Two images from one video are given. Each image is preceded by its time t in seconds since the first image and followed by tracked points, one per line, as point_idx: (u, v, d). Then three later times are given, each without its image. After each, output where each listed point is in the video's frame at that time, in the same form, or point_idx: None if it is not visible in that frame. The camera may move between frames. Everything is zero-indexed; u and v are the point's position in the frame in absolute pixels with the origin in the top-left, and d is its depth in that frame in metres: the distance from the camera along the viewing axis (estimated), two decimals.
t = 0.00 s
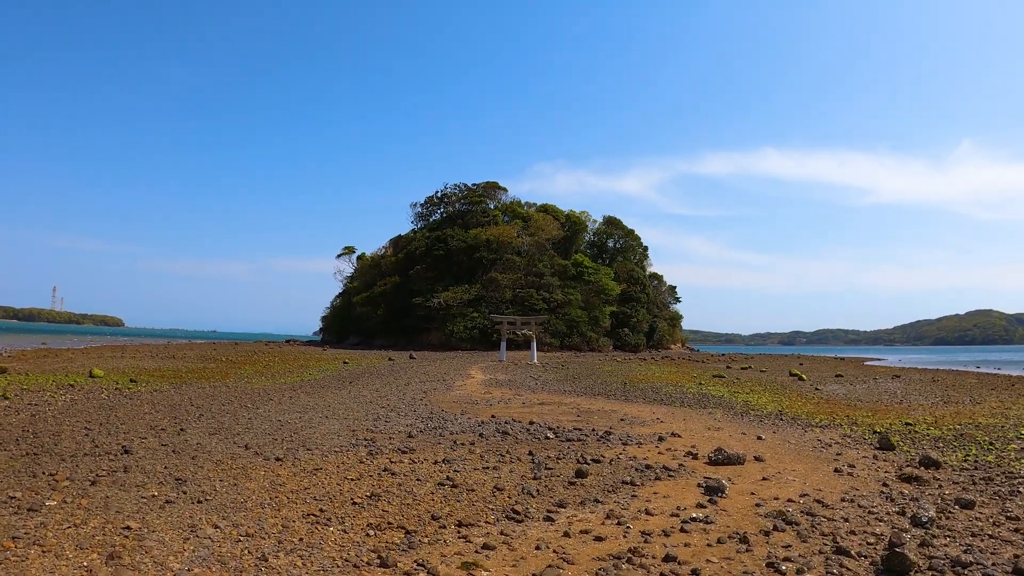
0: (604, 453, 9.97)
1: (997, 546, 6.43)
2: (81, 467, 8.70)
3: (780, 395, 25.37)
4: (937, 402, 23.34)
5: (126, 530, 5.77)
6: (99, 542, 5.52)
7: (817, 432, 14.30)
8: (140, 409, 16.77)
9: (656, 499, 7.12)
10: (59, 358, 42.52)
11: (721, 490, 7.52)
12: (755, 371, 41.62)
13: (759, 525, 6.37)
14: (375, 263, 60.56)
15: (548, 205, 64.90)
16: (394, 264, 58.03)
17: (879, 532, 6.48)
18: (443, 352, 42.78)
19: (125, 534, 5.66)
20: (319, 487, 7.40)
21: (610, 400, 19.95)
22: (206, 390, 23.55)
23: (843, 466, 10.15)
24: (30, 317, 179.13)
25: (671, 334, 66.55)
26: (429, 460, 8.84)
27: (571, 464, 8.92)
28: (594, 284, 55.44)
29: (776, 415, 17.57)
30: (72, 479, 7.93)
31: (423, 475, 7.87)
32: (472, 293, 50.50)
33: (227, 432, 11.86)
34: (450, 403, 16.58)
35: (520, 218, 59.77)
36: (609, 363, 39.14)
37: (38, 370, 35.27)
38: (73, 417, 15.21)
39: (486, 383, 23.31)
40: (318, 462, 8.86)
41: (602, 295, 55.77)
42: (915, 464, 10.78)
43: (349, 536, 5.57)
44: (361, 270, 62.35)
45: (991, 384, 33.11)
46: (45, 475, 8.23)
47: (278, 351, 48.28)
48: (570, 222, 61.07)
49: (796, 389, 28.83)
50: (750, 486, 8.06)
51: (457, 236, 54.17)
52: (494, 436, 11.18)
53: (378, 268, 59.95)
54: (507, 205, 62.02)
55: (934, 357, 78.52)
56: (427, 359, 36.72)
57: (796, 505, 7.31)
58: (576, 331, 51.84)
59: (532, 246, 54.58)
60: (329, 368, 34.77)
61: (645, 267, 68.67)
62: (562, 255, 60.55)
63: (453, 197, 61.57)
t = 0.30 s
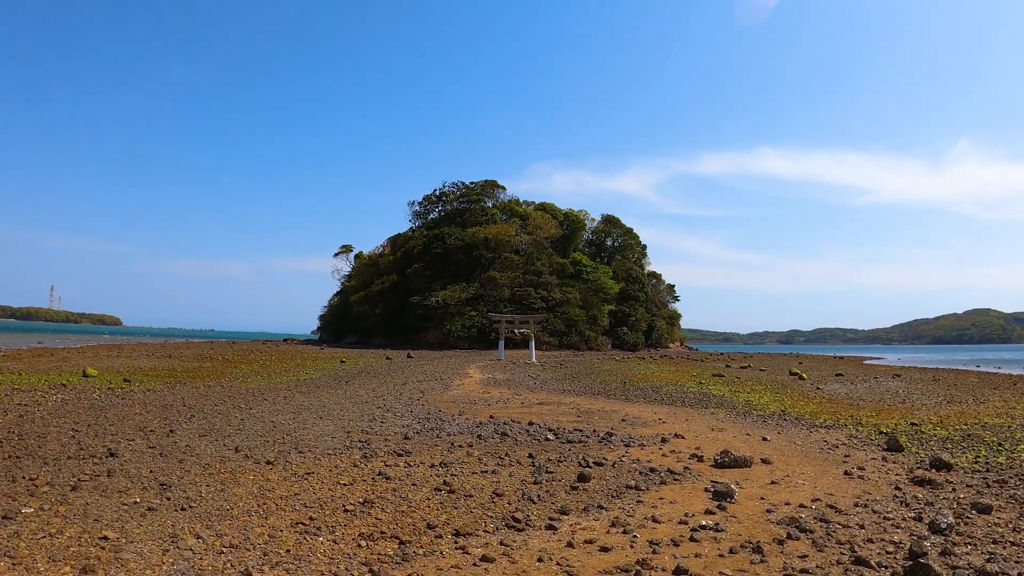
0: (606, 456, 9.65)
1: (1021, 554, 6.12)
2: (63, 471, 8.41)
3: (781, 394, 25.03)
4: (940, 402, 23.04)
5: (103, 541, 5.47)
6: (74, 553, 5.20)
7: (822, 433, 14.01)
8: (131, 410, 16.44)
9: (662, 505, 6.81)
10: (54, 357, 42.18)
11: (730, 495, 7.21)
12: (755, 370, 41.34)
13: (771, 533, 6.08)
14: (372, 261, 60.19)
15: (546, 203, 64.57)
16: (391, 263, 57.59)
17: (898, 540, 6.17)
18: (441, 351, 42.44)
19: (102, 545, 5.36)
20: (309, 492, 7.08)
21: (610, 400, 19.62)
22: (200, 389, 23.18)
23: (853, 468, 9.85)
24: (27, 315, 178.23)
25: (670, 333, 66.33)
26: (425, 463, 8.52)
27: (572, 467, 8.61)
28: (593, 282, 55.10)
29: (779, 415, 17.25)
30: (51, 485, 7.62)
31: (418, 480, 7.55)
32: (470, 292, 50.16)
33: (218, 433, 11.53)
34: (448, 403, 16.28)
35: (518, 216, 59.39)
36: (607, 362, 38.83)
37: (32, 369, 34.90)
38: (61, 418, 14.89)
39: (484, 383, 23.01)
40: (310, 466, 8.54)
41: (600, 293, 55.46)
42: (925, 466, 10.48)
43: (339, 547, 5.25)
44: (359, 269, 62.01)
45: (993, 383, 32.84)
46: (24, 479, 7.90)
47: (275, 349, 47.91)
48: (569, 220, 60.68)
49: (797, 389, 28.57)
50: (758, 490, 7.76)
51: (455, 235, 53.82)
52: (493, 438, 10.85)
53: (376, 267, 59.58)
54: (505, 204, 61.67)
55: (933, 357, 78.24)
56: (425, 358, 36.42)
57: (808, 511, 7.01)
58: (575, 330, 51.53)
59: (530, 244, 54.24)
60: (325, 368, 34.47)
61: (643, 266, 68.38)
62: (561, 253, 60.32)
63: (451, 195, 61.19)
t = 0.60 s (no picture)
0: (607, 455, 9.35)
1: None
2: (42, 470, 8.08)
3: (782, 392, 24.74)
4: (942, 400, 22.76)
5: (76, 545, 5.13)
6: (43, 559, 4.88)
7: (825, 431, 13.74)
8: (121, 407, 16.09)
9: (667, 507, 6.53)
10: (47, 355, 41.77)
11: (737, 496, 6.93)
12: (753, 368, 41.12)
13: (782, 537, 5.80)
14: (369, 259, 59.80)
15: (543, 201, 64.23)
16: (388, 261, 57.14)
17: (916, 544, 5.89)
18: (437, 349, 42.05)
19: (74, 550, 5.02)
20: (297, 493, 6.77)
21: (609, 398, 19.29)
22: (192, 387, 22.80)
23: (861, 468, 9.57)
24: (22, 314, 176.97)
25: (667, 331, 66.10)
26: (420, 463, 8.21)
27: (572, 467, 8.31)
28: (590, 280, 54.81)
29: (780, 413, 16.94)
30: (28, 485, 7.29)
31: (412, 480, 7.24)
32: (467, 290, 49.82)
33: (206, 432, 11.19)
34: (444, 400, 15.97)
35: (515, 214, 59.03)
36: (604, 359, 38.58)
37: (24, 367, 34.50)
38: (48, 415, 14.53)
39: (481, 380, 22.71)
40: (301, 466, 8.24)
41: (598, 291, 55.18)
42: (934, 465, 10.22)
43: (326, 553, 4.94)
44: (356, 266, 61.62)
45: (992, 381, 32.64)
46: (0, 479, 7.56)
47: (271, 347, 47.46)
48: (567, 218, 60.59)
49: (796, 387, 28.34)
50: (766, 491, 7.48)
51: (452, 232, 53.46)
52: (490, 437, 10.55)
53: (373, 264, 59.19)
54: (502, 201, 61.30)
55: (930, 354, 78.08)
56: (421, 355, 36.11)
57: (819, 513, 6.73)
58: (572, 328, 51.21)
59: (527, 242, 53.92)
60: (321, 366, 34.14)
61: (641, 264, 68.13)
62: (558, 251, 60.02)
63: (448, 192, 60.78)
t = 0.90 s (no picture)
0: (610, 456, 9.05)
1: None
2: (23, 473, 7.76)
3: (783, 391, 24.46)
4: (945, 398, 22.49)
5: (49, 554, 4.82)
6: (13, 568, 4.57)
7: (831, 431, 13.45)
8: (112, 407, 15.76)
9: (675, 511, 6.24)
10: (42, 354, 41.40)
11: (748, 499, 6.65)
12: (753, 367, 40.83)
13: (798, 543, 5.53)
14: (367, 258, 59.47)
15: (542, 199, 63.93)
16: (386, 260, 56.81)
17: (938, 551, 5.61)
18: (436, 348, 41.75)
19: (46, 560, 4.71)
20: (287, 498, 6.46)
21: (610, 398, 19.00)
22: (187, 386, 22.50)
23: (872, 469, 9.29)
24: (21, 314, 176.46)
25: (666, 330, 65.80)
26: (416, 465, 7.90)
27: (574, 469, 8.03)
28: (588, 279, 54.51)
29: (783, 412, 16.66)
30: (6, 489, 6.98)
31: (408, 483, 6.94)
32: (465, 289, 49.49)
33: (197, 433, 10.87)
34: (442, 400, 15.66)
35: (513, 213, 58.72)
36: (603, 358, 38.31)
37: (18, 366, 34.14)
38: (37, 415, 14.20)
39: (479, 380, 22.40)
40: (293, 467, 7.94)
41: (596, 290, 54.88)
42: (946, 466, 9.92)
43: (315, 563, 4.64)
44: (354, 265, 61.31)
45: (995, 380, 32.34)
46: None
47: (268, 346, 47.10)
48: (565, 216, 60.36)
49: (797, 386, 28.04)
50: (777, 494, 7.19)
51: (450, 231, 53.11)
52: (489, 437, 10.24)
53: (371, 263, 58.85)
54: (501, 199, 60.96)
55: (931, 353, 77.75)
56: (419, 354, 35.82)
57: (834, 518, 6.46)
58: (571, 327, 50.93)
59: (525, 241, 53.62)
60: (318, 364, 33.80)
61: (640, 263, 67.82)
62: (556, 250, 59.70)
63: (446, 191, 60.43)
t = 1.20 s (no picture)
0: (617, 460, 8.71)
1: None
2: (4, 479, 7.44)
3: (788, 391, 24.11)
4: (952, 397, 22.14)
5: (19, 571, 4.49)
6: None
7: (841, 431, 13.09)
8: (104, 408, 15.43)
9: (689, 521, 5.91)
10: (39, 353, 41.08)
11: (766, 507, 6.31)
12: (755, 366, 40.45)
13: (823, 556, 5.18)
14: (367, 256, 59.11)
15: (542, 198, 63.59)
16: (385, 258, 56.46)
17: (972, 566, 5.26)
18: (435, 348, 41.36)
19: None
20: (279, 506, 6.14)
21: (613, 398, 18.66)
22: (183, 387, 22.16)
23: (888, 472, 8.93)
24: (20, 314, 175.94)
25: (666, 329, 65.48)
26: (415, 470, 7.57)
27: (581, 474, 7.69)
28: (589, 278, 54.13)
29: (790, 412, 16.31)
30: None
31: (407, 490, 6.61)
32: (465, 288, 49.14)
33: (188, 436, 10.53)
34: (441, 400, 15.31)
35: (513, 211, 58.34)
36: (604, 358, 37.96)
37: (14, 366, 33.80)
38: (26, 416, 13.87)
39: (479, 379, 22.08)
40: (286, 473, 7.61)
41: (596, 289, 54.52)
42: (964, 469, 9.56)
43: None
44: (354, 264, 61.00)
45: (1001, 378, 31.93)
46: None
47: (266, 346, 46.76)
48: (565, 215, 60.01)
49: (801, 385, 27.70)
50: (794, 501, 6.85)
51: (450, 230, 52.75)
52: (491, 440, 9.90)
53: (370, 262, 58.52)
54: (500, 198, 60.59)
55: (933, 352, 77.16)
56: (418, 354, 35.45)
57: (858, 528, 6.11)
58: (571, 326, 50.55)
59: (525, 239, 53.24)
60: (316, 364, 33.47)
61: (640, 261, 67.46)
62: (557, 248, 59.34)
63: (446, 189, 60.08)
